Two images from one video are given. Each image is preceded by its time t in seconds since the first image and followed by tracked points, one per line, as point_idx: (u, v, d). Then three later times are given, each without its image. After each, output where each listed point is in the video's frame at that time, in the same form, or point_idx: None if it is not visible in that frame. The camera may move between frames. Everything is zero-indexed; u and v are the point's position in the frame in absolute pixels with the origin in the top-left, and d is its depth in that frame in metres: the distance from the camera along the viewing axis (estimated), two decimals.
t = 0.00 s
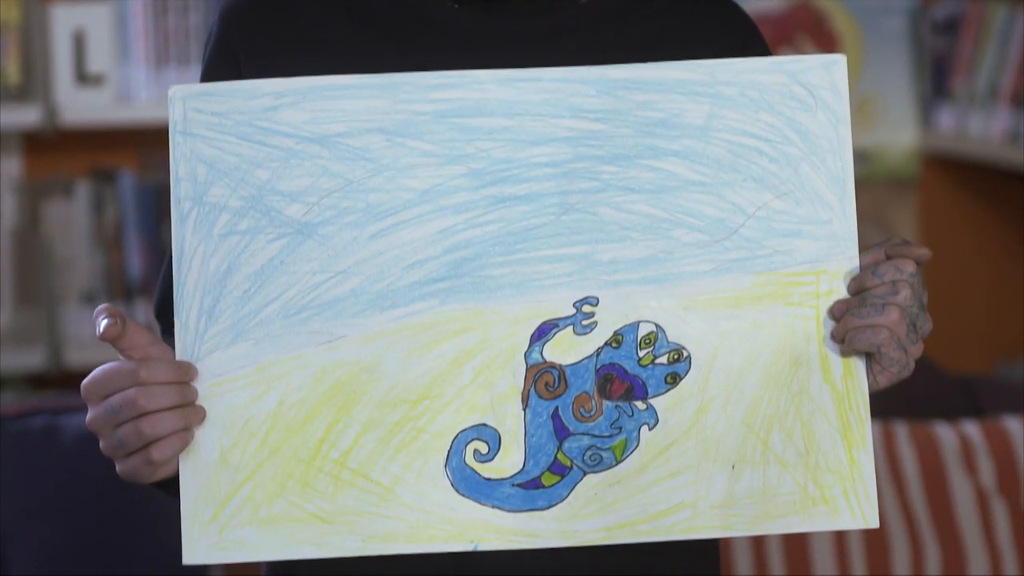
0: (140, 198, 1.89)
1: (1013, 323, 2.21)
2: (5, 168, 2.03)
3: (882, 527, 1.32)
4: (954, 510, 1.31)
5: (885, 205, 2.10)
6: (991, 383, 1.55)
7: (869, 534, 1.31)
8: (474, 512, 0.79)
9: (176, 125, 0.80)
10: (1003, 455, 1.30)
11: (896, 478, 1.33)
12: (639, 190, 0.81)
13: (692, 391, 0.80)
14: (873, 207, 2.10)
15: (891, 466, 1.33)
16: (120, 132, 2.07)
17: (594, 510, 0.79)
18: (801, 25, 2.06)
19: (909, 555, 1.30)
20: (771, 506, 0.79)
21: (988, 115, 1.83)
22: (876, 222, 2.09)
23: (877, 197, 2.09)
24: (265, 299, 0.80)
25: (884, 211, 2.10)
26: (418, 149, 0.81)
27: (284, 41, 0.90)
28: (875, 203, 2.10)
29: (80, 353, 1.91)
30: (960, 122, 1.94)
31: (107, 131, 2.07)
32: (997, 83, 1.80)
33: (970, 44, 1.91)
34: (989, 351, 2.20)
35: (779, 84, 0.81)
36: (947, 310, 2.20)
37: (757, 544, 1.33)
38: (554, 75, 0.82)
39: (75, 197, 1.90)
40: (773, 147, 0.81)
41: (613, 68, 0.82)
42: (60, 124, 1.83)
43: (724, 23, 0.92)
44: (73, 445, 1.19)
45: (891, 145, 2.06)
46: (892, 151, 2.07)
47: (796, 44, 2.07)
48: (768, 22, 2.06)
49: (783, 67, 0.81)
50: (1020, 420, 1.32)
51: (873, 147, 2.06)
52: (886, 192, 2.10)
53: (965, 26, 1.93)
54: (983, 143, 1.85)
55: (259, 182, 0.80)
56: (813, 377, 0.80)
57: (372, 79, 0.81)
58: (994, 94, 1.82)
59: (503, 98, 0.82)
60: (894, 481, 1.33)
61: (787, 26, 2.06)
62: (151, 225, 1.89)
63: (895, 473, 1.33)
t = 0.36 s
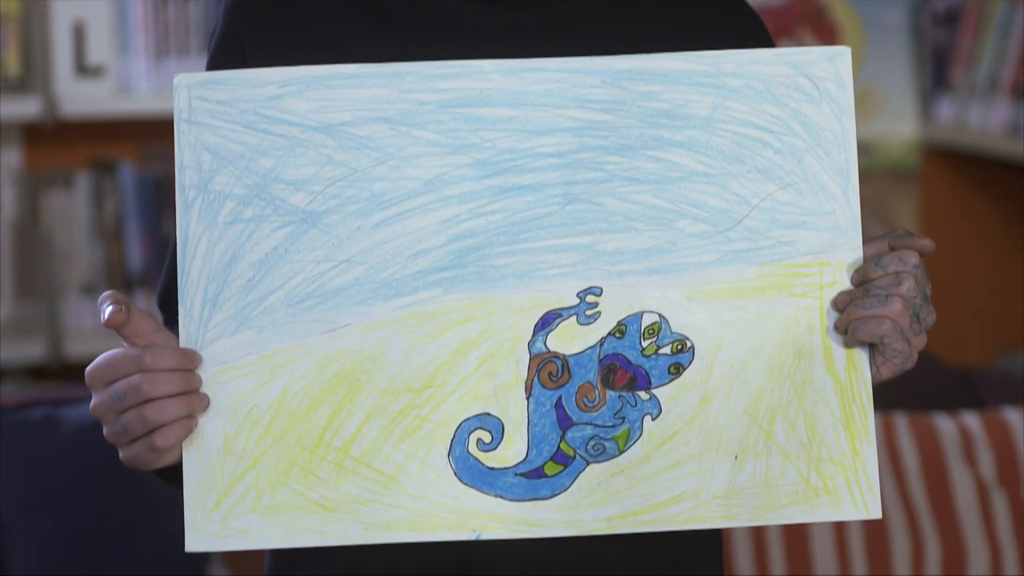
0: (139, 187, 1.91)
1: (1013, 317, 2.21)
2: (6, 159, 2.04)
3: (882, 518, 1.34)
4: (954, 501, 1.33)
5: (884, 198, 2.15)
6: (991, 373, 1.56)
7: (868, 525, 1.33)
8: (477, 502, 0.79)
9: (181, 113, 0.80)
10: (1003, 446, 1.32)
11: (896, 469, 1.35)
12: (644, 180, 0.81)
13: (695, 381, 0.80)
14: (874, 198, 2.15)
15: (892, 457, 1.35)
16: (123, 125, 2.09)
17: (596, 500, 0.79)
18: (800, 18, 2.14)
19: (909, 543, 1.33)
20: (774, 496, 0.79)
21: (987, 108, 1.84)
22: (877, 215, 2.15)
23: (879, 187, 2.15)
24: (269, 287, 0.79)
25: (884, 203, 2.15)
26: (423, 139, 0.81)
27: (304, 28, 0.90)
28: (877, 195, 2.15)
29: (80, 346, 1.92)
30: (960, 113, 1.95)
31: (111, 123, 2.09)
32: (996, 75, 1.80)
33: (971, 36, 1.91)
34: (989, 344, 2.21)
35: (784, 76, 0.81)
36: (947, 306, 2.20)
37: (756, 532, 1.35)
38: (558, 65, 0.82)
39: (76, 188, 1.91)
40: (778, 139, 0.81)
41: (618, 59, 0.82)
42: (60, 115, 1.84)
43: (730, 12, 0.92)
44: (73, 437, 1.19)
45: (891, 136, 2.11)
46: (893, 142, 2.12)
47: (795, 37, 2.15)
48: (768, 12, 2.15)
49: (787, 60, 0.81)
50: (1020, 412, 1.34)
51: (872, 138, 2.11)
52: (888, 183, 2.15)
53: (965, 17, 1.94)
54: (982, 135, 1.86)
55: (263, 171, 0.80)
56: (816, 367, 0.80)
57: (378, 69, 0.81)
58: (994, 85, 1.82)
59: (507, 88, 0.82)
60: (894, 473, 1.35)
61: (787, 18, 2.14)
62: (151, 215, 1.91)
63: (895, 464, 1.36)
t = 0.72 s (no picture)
0: (139, 177, 1.92)
1: (1013, 309, 2.25)
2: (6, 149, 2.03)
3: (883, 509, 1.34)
4: (954, 491, 1.34)
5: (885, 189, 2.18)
6: (992, 364, 1.57)
7: (869, 516, 1.34)
8: (482, 492, 0.79)
9: (187, 104, 0.80)
10: (1002, 435, 1.34)
11: (896, 460, 1.37)
12: (649, 171, 0.82)
13: (700, 371, 0.80)
14: (874, 190, 2.18)
15: (892, 449, 1.37)
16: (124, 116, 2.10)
17: (601, 490, 0.80)
18: (801, 8, 2.16)
19: (909, 535, 1.33)
20: (780, 487, 0.79)
21: (988, 98, 1.85)
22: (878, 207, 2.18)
23: (879, 179, 2.17)
24: (274, 277, 0.79)
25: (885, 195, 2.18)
26: (428, 129, 0.81)
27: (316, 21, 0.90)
28: (877, 187, 2.18)
29: (80, 338, 1.94)
30: (960, 105, 1.96)
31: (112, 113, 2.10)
32: (997, 65, 1.80)
33: (971, 27, 1.91)
34: (989, 336, 2.25)
35: (789, 67, 0.82)
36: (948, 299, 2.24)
37: (756, 524, 1.36)
38: (564, 57, 0.82)
39: (76, 180, 1.92)
40: (783, 130, 0.81)
41: (624, 50, 0.82)
42: (60, 107, 1.85)
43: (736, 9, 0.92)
44: (73, 429, 1.20)
45: (892, 127, 2.14)
46: (893, 134, 2.15)
47: (795, 27, 2.16)
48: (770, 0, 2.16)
49: (793, 51, 0.82)
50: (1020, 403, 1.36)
51: (873, 130, 2.14)
52: (888, 175, 2.17)
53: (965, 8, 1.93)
54: (982, 126, 1.86)
55: (268, 161, 0.80)
56: (821, 358, 0.80)
57: (383, 59, 0.81)
58: (994, 76, 1.82)
59: (512, 79, 0.82)
60: (895, 464, 1.36)
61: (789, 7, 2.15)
62: (151, 205, 1.91)
63: (896, 456, 1.37)
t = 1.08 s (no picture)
0: (139, 175, 1.92)
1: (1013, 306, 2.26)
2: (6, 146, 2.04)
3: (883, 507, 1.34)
4: (955, 489, 1.34)
5: (884, 185, 2.21)
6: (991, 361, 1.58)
7: (869, 513, 1.34)
8: (482, 488, 0.79)
9: (188, 98, 0.80)
10: (1002, 432, 1.34)
11: (896, 456, 1.36)
12: (650, 167, 0.81)
13: (701, 368, 0.80)
14: (874, 188, 2.20)
15: (892, 444, 1.36)
16: (124, 112, 2.11)
17: (602, 486, 0.79)
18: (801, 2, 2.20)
19: (909, 533, 1.33)
20: (780, 484, 0.79)
21: (988, 95, 1.84)
22: (878, 204, 2.21)
23: (879, 176, 2.20)
24: (275, 272, 0.79)
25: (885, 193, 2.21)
26: (430, 125, 0.81)
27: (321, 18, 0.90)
28: (877, 184, 2.21)
29: (79, 334, 1.95)
30: (960, 100, 1.97)
31: (113, 110, 2.11)
32: (996, 61, 1.80)
33: (971, 23, 1.91)
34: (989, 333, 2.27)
35: (790, 64, 0.82)
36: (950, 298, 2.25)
37: (756, 522, 1.35)
38: (564, 53, 0.82)
39: (76, 176, 1.92)
40: (784, 127, 0.81)
41: (625, 47, 0.82)
42: (60, 103, 1.86)
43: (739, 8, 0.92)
44: (73, 425, 1.19)
45: (891, 125, 2.16)
46: (893, 130, 2.16)
47: (796, 22, 2.20)
48: None
49: (794, 48, 0.82)
50: (1020, 399, 1.36)
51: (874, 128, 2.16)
52: (887, 171, 2.20)
53: (965, 6, 1.93)
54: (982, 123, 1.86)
55: (269, 155, 0.80)
56: (822, 355, 0.80)
57: (385, 55, 0.81)
58: (994, 72, 1.82)
59: (513, 74, 0.82)
60: (895, 459, 1.36)
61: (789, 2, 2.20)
62: (150, 203, 1.91)
63: (895, 451, 1.36)
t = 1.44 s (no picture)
0: (139, 173, 1.92)
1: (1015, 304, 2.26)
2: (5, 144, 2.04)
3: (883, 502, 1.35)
4: (955, 487, 1.34)
5: (884, 183, 2.21)
6: (990, 360, 1.58)
7: (869, 509, 1.34)
8: (484, 483, 0.79)
9: (190, 95, 0.80)
10: (1002, 430, 1.33)
11: (896, 452, 1.37)
12: (651, 164, 0.82)
13: (702, 363, 0.80)
14: (874, 185, 2.21)
15: (892, 440, 1.37)
16: (123, 111, 2.11)
17: (604, 481, 0.80)
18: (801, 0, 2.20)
19: (909, 530, 1.34)
20: (781, 478, 0.80)
21: (988, 93, 1.85)
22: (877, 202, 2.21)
23: (879, 173, 2.21)
24: (277, 269, 0.79)
25: (884, 191, 2.22)
26: (431, 122, 0.81)
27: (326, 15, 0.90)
28: (877, 181, 2.21)
29: (79, 332, 1.94)
30: (960, 99, 1.98)
31: (112, 108, 2.11)
32: (996, 60, 1.80)
33: (971, 22, 1.91)
34: (989, 330, 2.27)
35: (791, 61, 0.82)
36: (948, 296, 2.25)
37: (756, 517, 1.36)
38: (566, 50, 0.82)
39: (76, 174, 1.92)
40: (784, 123, 0.81)
41: (625, 43, 0.82)
42: (60, 101, 1.86)
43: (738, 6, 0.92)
44: (73, 423, 1.20)
45: (891, 122, 2.17)
46: (893, 128, 2.17)
47: (796, 20, 2.21)
48: None
49: (795, 45, 0.82)
50: (1020, 397, 1.35)
51: (874, 126, 2.18)
52: (887, 168, 2.21)
53: (965, 4, 1.94)
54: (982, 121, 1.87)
55: (271, 152, 0.80)
56: (823, 350, 0.80)
57: (387, 51, 0.81)
58: (994, 70, 1.82)
59: (515, 71, 0.82)
60: (895, 456, 1.36)
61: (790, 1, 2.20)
62: (151, 200, 1.92)
63: (895, 448, 1.37)
